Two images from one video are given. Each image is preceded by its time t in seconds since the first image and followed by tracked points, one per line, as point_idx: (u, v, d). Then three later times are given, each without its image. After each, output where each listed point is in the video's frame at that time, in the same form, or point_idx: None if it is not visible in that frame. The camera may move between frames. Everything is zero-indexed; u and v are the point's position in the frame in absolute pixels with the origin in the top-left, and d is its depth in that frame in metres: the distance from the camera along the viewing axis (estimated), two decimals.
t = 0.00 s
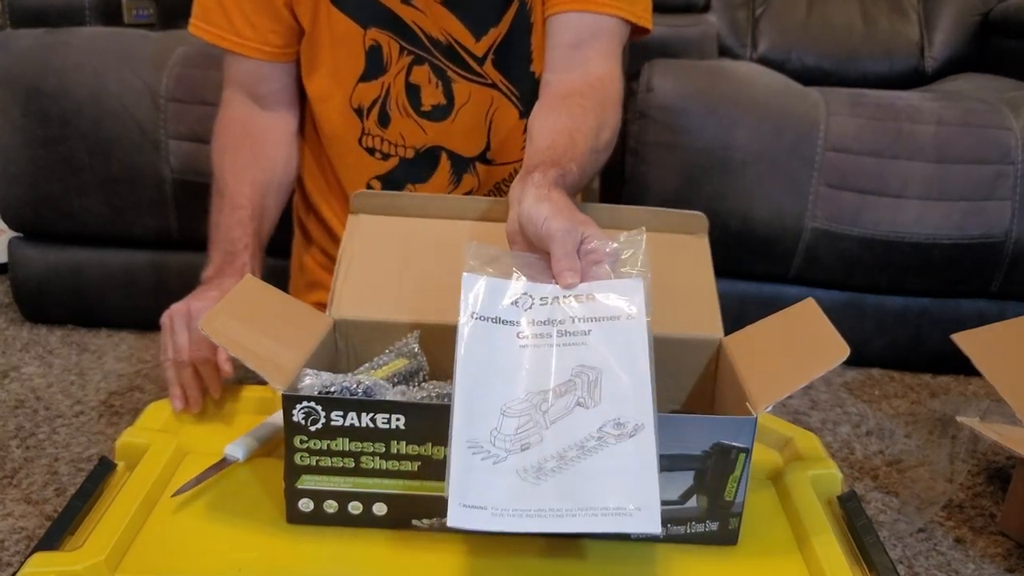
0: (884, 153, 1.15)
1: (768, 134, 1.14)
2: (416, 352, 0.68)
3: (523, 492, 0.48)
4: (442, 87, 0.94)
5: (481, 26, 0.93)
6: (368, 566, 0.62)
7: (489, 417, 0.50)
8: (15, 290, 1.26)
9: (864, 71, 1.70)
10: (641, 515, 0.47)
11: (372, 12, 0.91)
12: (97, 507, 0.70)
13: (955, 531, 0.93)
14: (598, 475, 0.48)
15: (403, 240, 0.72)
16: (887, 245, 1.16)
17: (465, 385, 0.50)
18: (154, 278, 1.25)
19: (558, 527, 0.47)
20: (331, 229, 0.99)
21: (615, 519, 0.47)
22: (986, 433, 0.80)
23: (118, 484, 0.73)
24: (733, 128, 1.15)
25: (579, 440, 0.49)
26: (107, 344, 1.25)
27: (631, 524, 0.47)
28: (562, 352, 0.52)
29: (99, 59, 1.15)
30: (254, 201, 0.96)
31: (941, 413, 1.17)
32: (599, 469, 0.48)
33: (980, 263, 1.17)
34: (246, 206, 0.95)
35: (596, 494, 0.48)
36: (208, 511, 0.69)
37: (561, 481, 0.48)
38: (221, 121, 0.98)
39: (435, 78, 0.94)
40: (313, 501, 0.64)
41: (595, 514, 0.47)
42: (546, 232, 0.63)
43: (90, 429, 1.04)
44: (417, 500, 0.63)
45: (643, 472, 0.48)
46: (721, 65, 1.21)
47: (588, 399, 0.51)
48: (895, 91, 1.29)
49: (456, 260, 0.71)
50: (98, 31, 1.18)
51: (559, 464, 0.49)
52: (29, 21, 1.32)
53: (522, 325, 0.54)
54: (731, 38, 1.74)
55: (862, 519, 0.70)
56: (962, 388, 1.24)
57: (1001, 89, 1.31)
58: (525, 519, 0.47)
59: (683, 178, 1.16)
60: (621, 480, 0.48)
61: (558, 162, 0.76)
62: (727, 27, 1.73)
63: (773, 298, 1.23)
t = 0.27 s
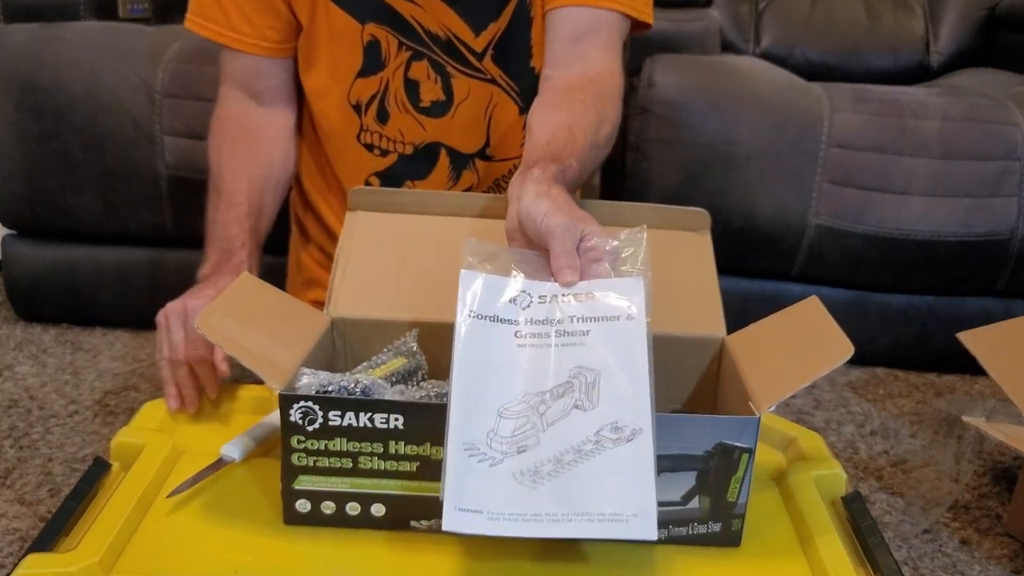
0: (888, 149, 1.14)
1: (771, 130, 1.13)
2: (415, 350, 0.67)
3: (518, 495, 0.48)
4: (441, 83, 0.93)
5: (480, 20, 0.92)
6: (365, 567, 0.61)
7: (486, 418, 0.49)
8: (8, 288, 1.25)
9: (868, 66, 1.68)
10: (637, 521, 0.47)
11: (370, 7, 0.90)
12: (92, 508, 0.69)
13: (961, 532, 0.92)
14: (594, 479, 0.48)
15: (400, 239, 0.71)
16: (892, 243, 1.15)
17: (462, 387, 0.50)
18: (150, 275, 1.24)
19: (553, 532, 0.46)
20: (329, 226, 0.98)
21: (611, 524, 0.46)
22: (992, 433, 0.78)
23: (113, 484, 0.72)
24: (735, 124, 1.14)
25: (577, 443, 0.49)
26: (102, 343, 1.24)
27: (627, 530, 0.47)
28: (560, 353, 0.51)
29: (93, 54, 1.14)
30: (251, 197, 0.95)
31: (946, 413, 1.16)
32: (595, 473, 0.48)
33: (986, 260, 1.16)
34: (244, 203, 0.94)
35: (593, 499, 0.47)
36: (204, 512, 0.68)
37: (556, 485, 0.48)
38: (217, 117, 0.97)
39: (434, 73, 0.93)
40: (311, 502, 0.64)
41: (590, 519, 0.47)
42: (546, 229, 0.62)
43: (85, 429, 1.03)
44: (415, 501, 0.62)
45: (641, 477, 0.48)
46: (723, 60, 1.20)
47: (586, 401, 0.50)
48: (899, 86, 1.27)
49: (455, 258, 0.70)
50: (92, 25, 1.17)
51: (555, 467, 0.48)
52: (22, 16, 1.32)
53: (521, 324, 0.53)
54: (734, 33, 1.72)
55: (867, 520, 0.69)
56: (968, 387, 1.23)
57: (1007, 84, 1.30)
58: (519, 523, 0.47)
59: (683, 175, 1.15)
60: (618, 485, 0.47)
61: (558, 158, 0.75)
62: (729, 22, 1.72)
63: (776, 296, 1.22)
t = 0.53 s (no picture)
0: (894, 145, 1.13)
1: (774, 125, 1.12)
2: (414, 349, 0.65)
3: (511, 501, 0.47)
4: (439, 79, 0.92)
5: (480, 15, 0.91)
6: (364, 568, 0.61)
7: (481, 421, 0.49)
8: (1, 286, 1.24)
9: (873, 61, 1.64)
10: (630, 529, 0.46)
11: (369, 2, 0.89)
12: (86, 509, 0.68)
13: (967, 533, 0.91)
14: (588, 487, 0.47)
15: (395, 239, 0.70)
16: (897, 240, 1.14)
17: (457, 389, 0.49)
18: (145, 273, 1.23)
19: (545, 540, 0.46)
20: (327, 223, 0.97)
21: (604, 533, 0.46)
22: (999, 433, 0.77)
23: (108, 485, 0.72)
24: (738, 120, 1.12)
25: (571, 448, 0.48)
26: (96, 342, 1.23)
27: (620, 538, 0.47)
28: (558, 355, 0.51)
29: (88, 50, 1.13)
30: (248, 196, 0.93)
31: (952, 413, 1.15)
32: (590, 481, 0.47)
33: (992, 257, 1.15)
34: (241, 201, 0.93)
35: (586, 506, 0.47)
36: (199, 513, 0.67)
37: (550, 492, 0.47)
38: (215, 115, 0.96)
39: (433, 69, 0.92)
40: (308, 503, 0.63)
41: (583, 527, 0.47)
42: (545, 228, 0.61)
43: (79, 429, 1.03)
44: (414, 502, 0.62)
45: (635, 485, 0.47)
46: (725, 55, 1.19)
47: (582, 405, 0.49)
48: (904, 82, 1.26)
49: (455, 257, 0.69)
50: (87, 20, 1.16)
51: (550, 473, 0.48)
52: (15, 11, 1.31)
53: (518, 324, 0.52)
54: (736, 27, 1.65)
55: (871, 522, 0.69)
56: (974, 387, 1.22)
57: (1013, 80, 1.29)
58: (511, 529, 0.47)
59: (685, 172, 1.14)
60: (612, 492, 0.47)
61: (557, 155, 0.74)
62: (732, 16, 1.66)
63: (779, 294, 1.21)
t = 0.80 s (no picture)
0: (898, 142, 1.12)
1: (777, 121, 1.11)
2: (412, 348, 0.65)
3: (512, 508, 0.49)
4: (439, 77, 0.91)
5: (481, 12, 0.90)
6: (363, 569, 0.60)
7: (482, 428, 0.49)
8: None
9: (877, 57, 1.57)
10: (630, 536, 0.48)
11: None
12: (81, 510, 0.67)
13: (973, 534, 0.90)
14: (588, 494, 0.49)
15: (393, 239, 0.69)
16: (903, 238, 1.13)
17: (458, 396, 0.50)
18: (140, 271, 1.22)
19: (545, 547, 0.48)
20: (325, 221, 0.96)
21: (604, 540, 0.48)
22: (1007, 432, 0.76)
23: (102, 485, 0.71)
24: (741, 116, 1.11)
25: (571, 456, 0.49)
26: (91, 341, 1.22)
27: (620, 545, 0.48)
28: (559, 361, 0.51)
29: (82, 45, 1.12)
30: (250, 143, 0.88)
31: (957, 412, 1.14)
32: (590, 487, 0.49)
33: (998, 255, 1.14)
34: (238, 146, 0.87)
35: (586, 512, 0.48)
36: (196, 515, 0.66)
37: (550, 499, 0.48)
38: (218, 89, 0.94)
39: (433, 66, 0.91)
40: (306, 504, 0.62)
41: (583, 534, 0.48)
42: (545, 231, 0.60)
43: (73, 429, 1.02)
44: (414, 503, 0.61)
45: (634, 491, 0.49)
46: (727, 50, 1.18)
47: (582, 412, 0.50)
48: (909, 78, 1.25)
49: (455, 256, 0.69)
50: (82, 14, 1.15)
51: (550, 480, 0.49)
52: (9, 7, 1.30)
53: (519, 330, 0.52)
54: (739, 22, 1.60)
55: (876, 522, 0.68)
56: (980, 386, 1.21)
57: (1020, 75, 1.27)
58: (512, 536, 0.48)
59: (686, 169, 1.13)
60: (611, 499, 0.48)
61: (557, 157, 0.73)
62: (734, 10, 1.59)
63: (782, 292, 1.20)
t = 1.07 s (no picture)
0: (903, 138, 1.11)
1: (781, 117, 1.10)
2: (411, 346, 0.64)
3: (501, 505, 0.47)
4: (444, 72, 0.90)
5: (487, 8, 0.90)
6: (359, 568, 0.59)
7: (473, 426, 0.48)
8: None
9: (882, 53, 1.52)
10: (619, 537, 0.46)
11: None
12: (75, 510, 0.66)
13: (978, 535, 0.89)
14: (578, 494, 0.47)
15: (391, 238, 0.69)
16: (908, 235, 1.12)
17: (449, 393, 0.49)
18: (136, 269, 1.21)
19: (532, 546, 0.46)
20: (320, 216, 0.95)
21: (593, 540, 0.47)
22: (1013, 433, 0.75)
23: (98, 486, 0.70)
24: (744, 112, 1.10)
25: (562, 455, 0.48)
26: (86, 339, 1.21)
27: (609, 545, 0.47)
28: (553, 363, 0.50)
29: (77, 40, 1.11)
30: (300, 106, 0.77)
31: (962, 412, 1.13)
32: (580, 488, 0.47)
33: (1005, 252, 1.13)
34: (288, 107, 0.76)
35: (575, 512, 0.47)
36: (191, 515, 0.66)
37: (540, 497, 0.47)
38: (221, 45, 0.84)
39: (438, 61, 0.90)
40: (303, 504, 0.61)
41: (571, 534, 0.47)
42: (543, 235, 0.59)
43: (67, 428, 1.01)
44: (412, 504, 0.60)
45: (625, 492, 0.47)
46: (730, 45, 1.17)
47: (575, 413, 0.49)
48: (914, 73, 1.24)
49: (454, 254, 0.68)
50: (77, 10, 1.14)
51: (540, 479, 0.48)
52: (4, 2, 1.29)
53: (513, 330, 0.51)
54: (742, 17, 1.55)
55: (880, 524, 0.67)
56: (986, 385, 1.21)
57: None
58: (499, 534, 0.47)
59: (688, 166, 1.12)
60: (602, 499, 0.47)
61: (557, 160, 0.72)
62: (737, 4, 1.54)
63: (786, 289, 1.20)
